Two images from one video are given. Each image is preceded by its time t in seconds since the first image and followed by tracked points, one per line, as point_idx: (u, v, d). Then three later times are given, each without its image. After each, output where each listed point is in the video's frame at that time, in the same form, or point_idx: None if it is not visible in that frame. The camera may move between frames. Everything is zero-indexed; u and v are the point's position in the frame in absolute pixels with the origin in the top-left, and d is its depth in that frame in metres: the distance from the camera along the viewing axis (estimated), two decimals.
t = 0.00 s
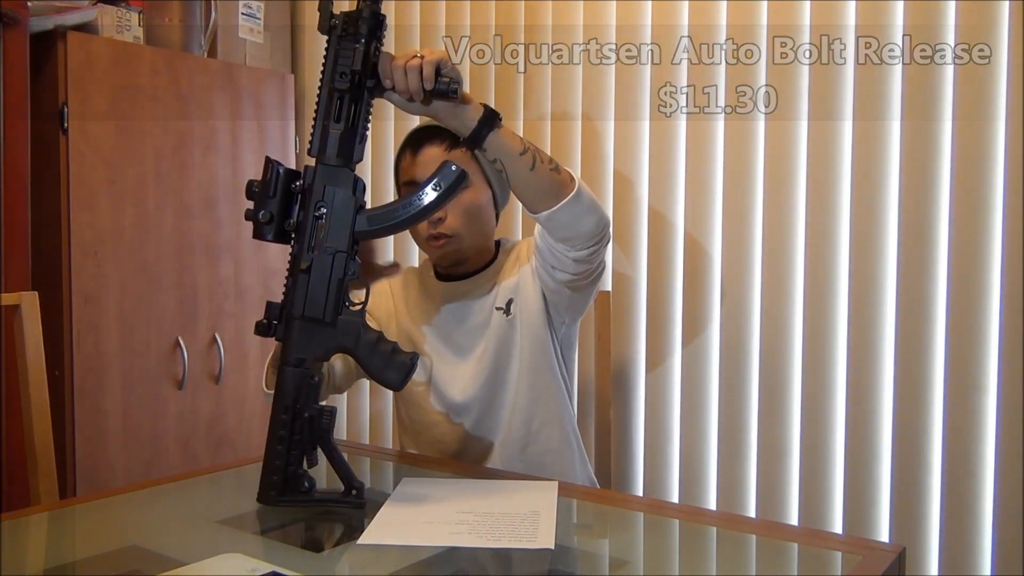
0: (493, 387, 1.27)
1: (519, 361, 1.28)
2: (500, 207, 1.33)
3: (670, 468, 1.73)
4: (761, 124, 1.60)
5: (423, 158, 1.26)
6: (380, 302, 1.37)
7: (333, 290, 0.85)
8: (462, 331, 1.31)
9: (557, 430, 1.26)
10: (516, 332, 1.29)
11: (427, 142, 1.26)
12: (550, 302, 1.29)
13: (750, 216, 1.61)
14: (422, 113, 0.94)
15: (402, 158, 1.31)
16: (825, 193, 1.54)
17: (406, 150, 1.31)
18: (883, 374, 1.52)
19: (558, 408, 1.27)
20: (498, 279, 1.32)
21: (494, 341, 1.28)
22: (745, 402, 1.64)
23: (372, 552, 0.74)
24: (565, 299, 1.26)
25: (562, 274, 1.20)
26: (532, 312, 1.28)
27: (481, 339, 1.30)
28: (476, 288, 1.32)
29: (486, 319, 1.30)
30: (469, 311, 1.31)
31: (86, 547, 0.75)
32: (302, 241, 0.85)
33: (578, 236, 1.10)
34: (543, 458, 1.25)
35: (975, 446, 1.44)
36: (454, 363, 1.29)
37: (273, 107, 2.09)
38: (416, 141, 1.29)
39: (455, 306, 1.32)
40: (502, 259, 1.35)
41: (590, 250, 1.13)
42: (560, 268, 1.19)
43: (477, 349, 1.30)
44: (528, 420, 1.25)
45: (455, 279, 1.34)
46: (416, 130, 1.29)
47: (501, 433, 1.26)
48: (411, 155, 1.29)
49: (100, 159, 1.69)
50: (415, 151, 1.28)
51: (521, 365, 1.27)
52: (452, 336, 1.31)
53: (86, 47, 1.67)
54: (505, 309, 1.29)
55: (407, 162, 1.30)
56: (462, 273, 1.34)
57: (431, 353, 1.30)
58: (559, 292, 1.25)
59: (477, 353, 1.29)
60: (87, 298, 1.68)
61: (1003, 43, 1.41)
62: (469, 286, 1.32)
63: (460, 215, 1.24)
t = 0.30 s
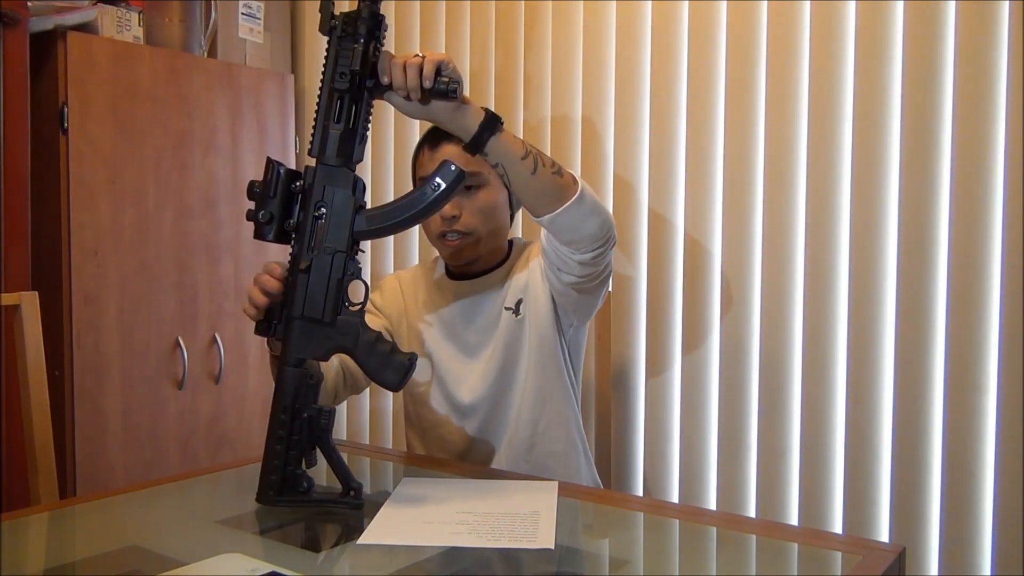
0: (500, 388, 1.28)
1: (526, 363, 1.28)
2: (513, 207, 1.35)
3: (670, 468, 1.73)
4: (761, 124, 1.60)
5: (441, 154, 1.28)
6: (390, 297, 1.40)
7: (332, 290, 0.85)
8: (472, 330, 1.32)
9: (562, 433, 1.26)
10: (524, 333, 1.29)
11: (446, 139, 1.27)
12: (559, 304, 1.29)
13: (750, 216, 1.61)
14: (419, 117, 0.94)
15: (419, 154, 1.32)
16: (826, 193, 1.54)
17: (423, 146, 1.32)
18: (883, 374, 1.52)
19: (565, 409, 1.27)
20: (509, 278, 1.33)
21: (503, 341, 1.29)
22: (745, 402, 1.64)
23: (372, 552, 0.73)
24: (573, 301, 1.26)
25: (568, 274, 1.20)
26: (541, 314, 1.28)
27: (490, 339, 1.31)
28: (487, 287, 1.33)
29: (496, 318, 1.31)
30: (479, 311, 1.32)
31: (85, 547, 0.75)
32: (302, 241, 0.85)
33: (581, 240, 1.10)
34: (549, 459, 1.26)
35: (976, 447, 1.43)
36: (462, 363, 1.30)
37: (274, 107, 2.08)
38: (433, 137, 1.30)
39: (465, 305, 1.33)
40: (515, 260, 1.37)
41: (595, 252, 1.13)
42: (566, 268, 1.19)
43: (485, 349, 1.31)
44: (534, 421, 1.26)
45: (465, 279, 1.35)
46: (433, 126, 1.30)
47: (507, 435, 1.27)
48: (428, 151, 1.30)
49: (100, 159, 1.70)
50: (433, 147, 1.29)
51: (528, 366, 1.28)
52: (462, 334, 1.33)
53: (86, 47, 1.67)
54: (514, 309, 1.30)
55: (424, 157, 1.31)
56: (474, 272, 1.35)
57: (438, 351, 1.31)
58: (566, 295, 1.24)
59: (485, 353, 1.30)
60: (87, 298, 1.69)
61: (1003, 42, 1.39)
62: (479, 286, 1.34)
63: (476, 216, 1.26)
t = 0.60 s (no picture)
0: (504, 392, 1.29)
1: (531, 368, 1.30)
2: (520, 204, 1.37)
3: (670, 468, 1.73)
4: (761, 124, 1.60)
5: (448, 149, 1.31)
6: (394, 293, 1.42)
7: (331, 290, 0.86)
8: (478, 333, 1.34)
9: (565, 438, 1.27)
10: (530, 337, 1.30)
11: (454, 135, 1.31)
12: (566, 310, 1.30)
13: (750, 216, 1.61)
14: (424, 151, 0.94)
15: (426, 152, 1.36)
16: (826, 193, 1.54)
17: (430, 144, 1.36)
18: (883, 374, 1.52)
19: (570, 416, 1.28)
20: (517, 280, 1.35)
21: (509, 345, 1.30)
22: (745, 401, 1.64)
23: (372, 552, 0.74)
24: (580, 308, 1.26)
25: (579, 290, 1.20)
26: (548, 318, 1.29)
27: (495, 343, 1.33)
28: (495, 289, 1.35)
29: (503, 321, 1.33)
30: (485, 314, 1.34)
31: (86, 547, 0.75)
32: (301, 241, 0.86)
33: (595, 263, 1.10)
34: (553, 465, 1.26)
35: (976, 447, 1.43)
36: (467, 365, 1.32)
37: (274, 106, 2.08)
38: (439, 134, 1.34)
39: (470, 308, 1.35)
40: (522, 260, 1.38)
41: (610, 273, 1.13)
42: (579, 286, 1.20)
43: (490, 353, 1.33)
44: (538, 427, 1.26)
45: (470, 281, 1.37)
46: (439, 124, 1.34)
47: (509, 439, 1.28)
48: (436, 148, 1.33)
49: (100, 160, 1.70)
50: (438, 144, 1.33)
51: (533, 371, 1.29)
52: (467, 337, 1.34)
53: (86, 48, 1.67)
54: (521, 313, 1.31)
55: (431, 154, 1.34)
56: (483, 273, 1.37)
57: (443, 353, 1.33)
58: (573, 302, 1.25)
59: (490, 357, 1.32)
60: (87, 298, 1.69)
61: (1003, 43, 1.39)
62: (486, 288, 1.35)
63: (484, 212, 1.28)
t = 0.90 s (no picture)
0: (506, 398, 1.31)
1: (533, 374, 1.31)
2: (515, 205, 1.37)
3: (670, 468, 1.73)
4: (761, 124, 1.60)
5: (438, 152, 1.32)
6: (389, 294, 1.43)
7: (327, 291, 0.86)
8: (476, 339, 1.34)
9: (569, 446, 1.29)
10: (531, 344, 1.32)
11: (444, 138, 1.32)
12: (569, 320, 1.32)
13: (750, 216, 1.61)
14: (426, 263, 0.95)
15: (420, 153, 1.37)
16: (826, 192, 1.54)
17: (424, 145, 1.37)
18: (883, 373, 1.52)
19: (571, 424, 1.30)
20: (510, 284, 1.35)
21: (509, 353, 1.31)
22: (745, 401, 1.64)
23: (373, 552, 0.74)
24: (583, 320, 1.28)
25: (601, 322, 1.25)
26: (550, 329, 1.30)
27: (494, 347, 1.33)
28: (489, 296, 1.35)
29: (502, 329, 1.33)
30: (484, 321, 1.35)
31: (86, 547, 0.75)
32: (295, 241, 0.86)
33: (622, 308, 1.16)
34: (554, 472, 1.28)
35: (976, 447, 1.43)
36: (466, 371, 1.32)
37: (274, 106, 2.08)
38: (433, 134, 1.35)
39: (468, 311, 1.35)
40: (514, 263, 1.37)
41: (627, 318, 1.19)
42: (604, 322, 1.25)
43: (489, 357, 1.33)
44: (540, 435, 1.28)
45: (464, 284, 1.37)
46: (433, 125, 1.35)
47: (510, 445, 1.29)
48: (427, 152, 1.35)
49: (100, 160, 1.70)
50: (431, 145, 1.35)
51: (536, 377, 1.30)
52: (465, 341, 1.34)
53: (87, 48, 1.67)
54: (522, 322, 1.32)
55: (422, 158, 1.36)
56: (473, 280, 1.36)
57: (441, 356, 1.33)
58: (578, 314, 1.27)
59: (490, 361, 1.32)
60: (87, 298, 1.69)
61: (1003, 43, 1.39)
62: (482, 288, 1.35)
63: (474, 216, 1.28)
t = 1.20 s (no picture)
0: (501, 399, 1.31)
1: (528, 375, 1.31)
2: (505, 205, 1.37)
3: (670, 468, 1.73)
4: (761, 124, 1.60)
5: (425, 152, 1.32)
6: (386, 294, 1.46)
7: (324, 293, 0.86)
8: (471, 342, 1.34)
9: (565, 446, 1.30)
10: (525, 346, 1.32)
11: (431, 137, 1.33)
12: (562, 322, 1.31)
13: (750, 216, 1.61)
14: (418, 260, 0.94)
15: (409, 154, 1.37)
16: (826, 192, 1.54)
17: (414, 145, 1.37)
18: (883, 373, 1.52)
19: (567, 425, 1.30)
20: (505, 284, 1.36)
21: (503, 355, 1.31)
22: (745, 401, 1.64)
23: (372, 553, 0.74)
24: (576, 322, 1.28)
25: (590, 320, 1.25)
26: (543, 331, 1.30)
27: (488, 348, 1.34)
28: (483, 296, 1.36)
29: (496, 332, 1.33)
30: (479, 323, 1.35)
31: (86, 547, 0.75)
32: (289, 242, 0.86)
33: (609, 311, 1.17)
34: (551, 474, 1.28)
35: (976, 447, 1.43)
36: (460, 375, 1.32)
37: (274, 106, 2.08)
38: (422, 135, 1.35)
39: (461, 313, 1.36)
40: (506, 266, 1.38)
41: (621, 313, 1.19)
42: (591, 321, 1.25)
43: (483, 359, 1.33)
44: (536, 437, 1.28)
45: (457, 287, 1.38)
46: (422, 126, 1.35)
47: (506, 446, 1.29)
48: (414, 153, 1.36)
49: (100, 160, 1.70)
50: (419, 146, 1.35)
51: (530, 377, 1.31)
52: (460, 343, 1.35)
53: (87, 48, 1.67)
54: (515, 324, 1.32)
55: (410, 158, 1.37)
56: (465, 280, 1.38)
57: (435, 359, 1.34)
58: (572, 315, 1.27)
59: (484, 363, 1.33)
60: (87, 298, 1.69)
61: (1003, 43, 1.39)
62: (476, 289, 1.36)
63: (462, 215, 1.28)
